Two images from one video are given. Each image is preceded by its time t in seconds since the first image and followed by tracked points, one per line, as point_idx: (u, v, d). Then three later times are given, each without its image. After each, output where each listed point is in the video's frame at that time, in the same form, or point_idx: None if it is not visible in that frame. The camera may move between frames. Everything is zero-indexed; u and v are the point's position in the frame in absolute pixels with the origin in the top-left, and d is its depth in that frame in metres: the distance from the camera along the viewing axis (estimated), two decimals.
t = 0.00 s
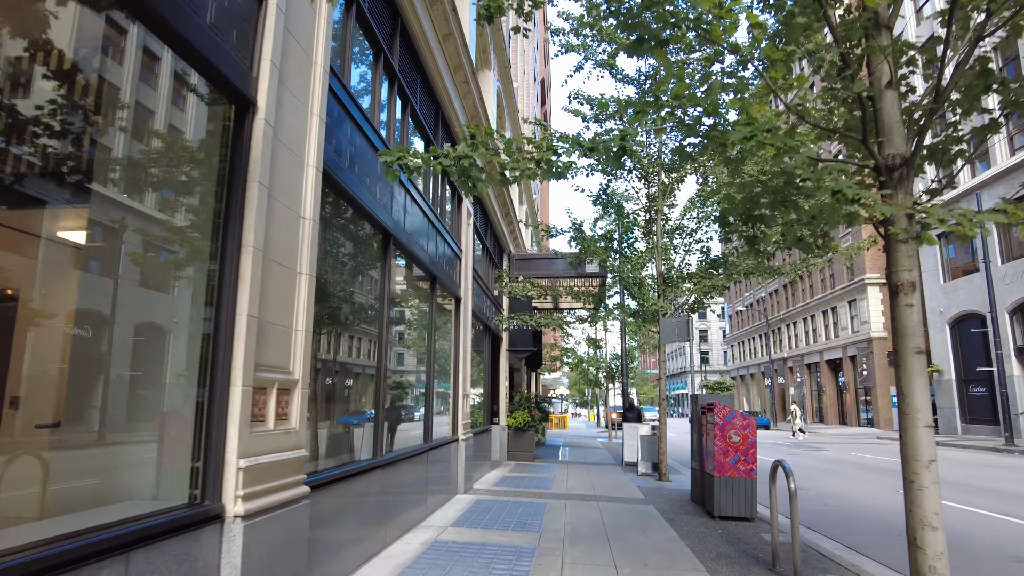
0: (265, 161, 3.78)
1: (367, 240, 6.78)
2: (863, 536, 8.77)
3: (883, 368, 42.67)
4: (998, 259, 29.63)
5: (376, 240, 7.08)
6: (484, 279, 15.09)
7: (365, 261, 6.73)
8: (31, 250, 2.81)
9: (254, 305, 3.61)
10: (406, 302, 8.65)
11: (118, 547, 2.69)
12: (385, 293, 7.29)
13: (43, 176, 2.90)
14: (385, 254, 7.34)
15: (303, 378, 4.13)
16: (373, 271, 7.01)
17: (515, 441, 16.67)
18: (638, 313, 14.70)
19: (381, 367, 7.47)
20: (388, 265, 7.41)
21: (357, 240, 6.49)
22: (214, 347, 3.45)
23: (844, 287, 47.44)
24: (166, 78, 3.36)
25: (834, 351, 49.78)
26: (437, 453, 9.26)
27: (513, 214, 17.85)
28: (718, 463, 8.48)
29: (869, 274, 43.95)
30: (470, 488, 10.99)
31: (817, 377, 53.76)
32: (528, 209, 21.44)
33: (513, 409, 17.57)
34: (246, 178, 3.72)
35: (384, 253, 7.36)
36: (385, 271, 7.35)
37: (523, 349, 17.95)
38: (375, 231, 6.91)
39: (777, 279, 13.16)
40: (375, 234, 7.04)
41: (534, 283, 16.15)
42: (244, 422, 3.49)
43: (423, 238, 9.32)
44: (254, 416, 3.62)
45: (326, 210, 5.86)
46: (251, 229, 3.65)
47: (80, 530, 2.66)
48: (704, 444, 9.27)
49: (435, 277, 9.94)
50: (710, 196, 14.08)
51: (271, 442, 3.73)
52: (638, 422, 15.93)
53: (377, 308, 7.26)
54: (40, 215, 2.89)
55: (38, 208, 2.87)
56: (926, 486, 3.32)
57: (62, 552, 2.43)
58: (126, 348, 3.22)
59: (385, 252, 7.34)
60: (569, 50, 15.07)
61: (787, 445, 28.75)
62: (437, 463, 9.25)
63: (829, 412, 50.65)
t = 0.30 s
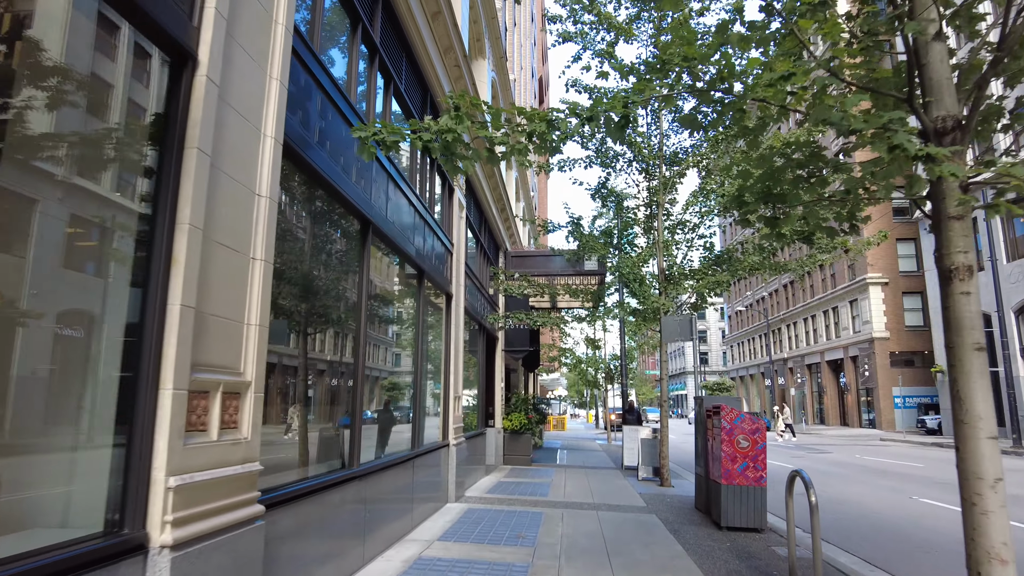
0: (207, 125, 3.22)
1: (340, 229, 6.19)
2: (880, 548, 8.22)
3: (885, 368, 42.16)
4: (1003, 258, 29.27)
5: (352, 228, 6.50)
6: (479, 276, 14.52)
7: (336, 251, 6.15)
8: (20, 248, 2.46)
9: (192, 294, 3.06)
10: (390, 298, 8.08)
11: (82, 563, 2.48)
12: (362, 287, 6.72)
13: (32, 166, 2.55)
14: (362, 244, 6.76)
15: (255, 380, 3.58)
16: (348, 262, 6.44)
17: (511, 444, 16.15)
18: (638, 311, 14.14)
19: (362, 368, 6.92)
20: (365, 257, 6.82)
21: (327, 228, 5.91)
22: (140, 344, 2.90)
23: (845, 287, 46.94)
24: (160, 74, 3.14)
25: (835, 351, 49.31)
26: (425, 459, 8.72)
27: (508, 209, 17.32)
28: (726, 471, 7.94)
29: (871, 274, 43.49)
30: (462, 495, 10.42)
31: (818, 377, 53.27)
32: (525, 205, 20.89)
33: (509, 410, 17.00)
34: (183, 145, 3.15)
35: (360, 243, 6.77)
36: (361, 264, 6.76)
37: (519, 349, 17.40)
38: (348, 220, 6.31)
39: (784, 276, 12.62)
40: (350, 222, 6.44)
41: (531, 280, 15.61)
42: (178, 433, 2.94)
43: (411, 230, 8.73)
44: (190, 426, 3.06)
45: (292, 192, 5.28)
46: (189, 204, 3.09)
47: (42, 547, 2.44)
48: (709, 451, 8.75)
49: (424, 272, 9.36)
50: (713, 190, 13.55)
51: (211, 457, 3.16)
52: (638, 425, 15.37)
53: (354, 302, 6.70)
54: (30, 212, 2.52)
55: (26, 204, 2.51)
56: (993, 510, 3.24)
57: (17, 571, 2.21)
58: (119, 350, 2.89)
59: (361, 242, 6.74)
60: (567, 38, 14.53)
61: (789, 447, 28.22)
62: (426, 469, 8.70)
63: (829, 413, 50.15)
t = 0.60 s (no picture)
0: (145, 63, 2.73)
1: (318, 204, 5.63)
2: (902, 554, 7.72)
3: (889, 367, 41.67)
4: (1011, 254, 28.80)
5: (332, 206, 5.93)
6: (476, 269, 14.01)
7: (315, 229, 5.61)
8: (11, 246, 2.33)
9: (123, 260, 2.57)
10: (378, 286, 7.54)
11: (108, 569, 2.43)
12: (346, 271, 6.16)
13: (25, 161, 2.40)
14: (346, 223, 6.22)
15: (208, 366, 3.10)
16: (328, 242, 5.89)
17: (510, 444, 15.65)
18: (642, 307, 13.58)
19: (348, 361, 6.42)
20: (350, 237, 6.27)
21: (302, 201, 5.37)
22: (54, 319, 2.41)
23: (849, 285, 46.42)
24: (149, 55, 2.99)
25: (838, 350, 48.82)
26: (418, 459, 8.21)
27: (508, 201, 16.82)
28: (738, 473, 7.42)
29: (875, 272, 43.01)
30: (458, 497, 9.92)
31: (820, 377, 52.73)
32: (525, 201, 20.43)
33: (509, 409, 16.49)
34: (115, 85, 2.66)
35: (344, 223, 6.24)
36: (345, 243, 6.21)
37: (518, 346, 16.87)
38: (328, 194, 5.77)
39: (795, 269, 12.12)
40: (331, 199, 5.90)
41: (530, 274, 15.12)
42: (101, 426, 2.44)
43: (403, 214, 8.18)
44: (120, 418, 2.57)
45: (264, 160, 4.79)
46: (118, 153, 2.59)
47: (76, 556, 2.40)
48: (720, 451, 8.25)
49: (416, 262, 8.80)
50: (721, 179, 13.00)
51: (146, 456, 2.65)
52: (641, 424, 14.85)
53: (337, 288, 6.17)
54: (21, 207, 2.38)
55: (16, 198, 2.36)
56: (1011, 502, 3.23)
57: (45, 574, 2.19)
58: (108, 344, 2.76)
59: (344, 222, 6.22)
60: (568, 23, 14.05)
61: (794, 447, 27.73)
62: (419, 470, 8.20)
63: (833, 413, 49.65)
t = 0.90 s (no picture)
0: None
1: (291, 181, 5.29)
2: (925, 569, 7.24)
3: (892, 369, 41.19)
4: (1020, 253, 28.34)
5: (307, 186, 5.57)
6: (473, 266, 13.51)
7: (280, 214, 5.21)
8: None
9: (21, 237, 2.09)
10: (364, 279, 7.04)
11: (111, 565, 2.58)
12: (324, 261, 5.81)
13: None
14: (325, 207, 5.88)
15: (143, 367, 2.64)
16: (299, 232, 5.49)
17: (509, 447, 15.15)
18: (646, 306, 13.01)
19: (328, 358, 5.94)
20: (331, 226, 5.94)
21: (271, 177, 5.03)
22: None
23: (852, 286, 45.90)
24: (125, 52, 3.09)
25: (840, 351, 48.34)
26: (410, 465, 7.71)
27: (506, 197, 16.31)
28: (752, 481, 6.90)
29: (878, 272, 42.52)
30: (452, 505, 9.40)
31: (822, 378, 52.25)
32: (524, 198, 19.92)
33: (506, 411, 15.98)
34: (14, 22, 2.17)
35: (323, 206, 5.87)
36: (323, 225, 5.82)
37: (517, 346, 16.33)
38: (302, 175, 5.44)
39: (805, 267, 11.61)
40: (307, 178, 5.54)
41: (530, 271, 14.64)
42: None
43: (393, 204, 7.66)
44: (17, 431, 2.11)
45: (237, 138, 4.45)
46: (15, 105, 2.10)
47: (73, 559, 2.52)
48: (731, 460, 7.77)
49: (407, 254, 8.23)
50: (729, 172, 12.36)
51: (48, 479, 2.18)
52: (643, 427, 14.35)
53: (314, 279, 5.71)
54: None
55: None
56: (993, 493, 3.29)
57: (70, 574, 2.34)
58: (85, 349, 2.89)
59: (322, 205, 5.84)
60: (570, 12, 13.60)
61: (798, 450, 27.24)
62: (411, 477, 7.70)
63: (834, 415, 49.17)
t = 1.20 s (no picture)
0: None
1: (248, 140, 4.78)
2: None
3: (894, 367, 40.75)
4: None
5: (269, 145, 5.08)
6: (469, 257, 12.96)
7: (233, 177, 4.68)
8: None
9: None
10: (340, 261, 6.46)
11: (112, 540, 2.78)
12: (290, 241, 5.28)
13: None
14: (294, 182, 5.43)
15: (36, 339, 2.37)
16: (281, 217, 5.27)
17: (505, 446, 14.62)
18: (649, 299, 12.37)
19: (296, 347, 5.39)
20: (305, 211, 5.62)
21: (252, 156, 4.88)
22: None
23: (853, 284, 45.42)
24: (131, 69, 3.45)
25: (841, 350, 47.88)
26: (396, 464, 7.20)
27: (503, 186, 15.74)
28: (767, 483, 6.38)
29: (880, 270, 42.07)
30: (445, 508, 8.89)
31: (823, 378, 51.78)
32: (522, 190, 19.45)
33: (504, 408, 15.45)
34: None
35: (291, 168, 5.39)
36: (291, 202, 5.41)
37: (514, 342, 15.80)
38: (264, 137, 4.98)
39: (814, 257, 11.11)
40: (268, 134, 5.03)
41: (527, 263, 14.14)
42: None
43: (378, 180, 7.13)
44: None
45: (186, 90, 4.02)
46: None
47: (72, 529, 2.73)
48: (743, 459, 7.26)
49: (393, 233, 7.60)
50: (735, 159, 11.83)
51: None
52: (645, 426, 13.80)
53: (271, 259, 5.18)
54: None
55: None
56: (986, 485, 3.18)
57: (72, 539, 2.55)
58: (88, 343, 3.15)
59: (291, 170, 5.38)
60: None
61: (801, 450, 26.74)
62: (397, 476, 7.19)
63: (835, 414, 48.70)
